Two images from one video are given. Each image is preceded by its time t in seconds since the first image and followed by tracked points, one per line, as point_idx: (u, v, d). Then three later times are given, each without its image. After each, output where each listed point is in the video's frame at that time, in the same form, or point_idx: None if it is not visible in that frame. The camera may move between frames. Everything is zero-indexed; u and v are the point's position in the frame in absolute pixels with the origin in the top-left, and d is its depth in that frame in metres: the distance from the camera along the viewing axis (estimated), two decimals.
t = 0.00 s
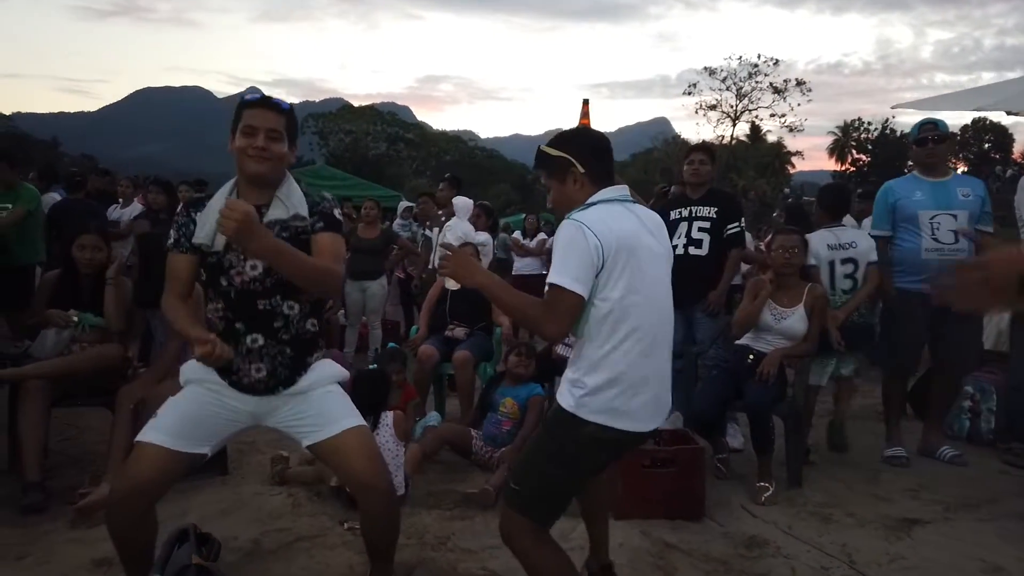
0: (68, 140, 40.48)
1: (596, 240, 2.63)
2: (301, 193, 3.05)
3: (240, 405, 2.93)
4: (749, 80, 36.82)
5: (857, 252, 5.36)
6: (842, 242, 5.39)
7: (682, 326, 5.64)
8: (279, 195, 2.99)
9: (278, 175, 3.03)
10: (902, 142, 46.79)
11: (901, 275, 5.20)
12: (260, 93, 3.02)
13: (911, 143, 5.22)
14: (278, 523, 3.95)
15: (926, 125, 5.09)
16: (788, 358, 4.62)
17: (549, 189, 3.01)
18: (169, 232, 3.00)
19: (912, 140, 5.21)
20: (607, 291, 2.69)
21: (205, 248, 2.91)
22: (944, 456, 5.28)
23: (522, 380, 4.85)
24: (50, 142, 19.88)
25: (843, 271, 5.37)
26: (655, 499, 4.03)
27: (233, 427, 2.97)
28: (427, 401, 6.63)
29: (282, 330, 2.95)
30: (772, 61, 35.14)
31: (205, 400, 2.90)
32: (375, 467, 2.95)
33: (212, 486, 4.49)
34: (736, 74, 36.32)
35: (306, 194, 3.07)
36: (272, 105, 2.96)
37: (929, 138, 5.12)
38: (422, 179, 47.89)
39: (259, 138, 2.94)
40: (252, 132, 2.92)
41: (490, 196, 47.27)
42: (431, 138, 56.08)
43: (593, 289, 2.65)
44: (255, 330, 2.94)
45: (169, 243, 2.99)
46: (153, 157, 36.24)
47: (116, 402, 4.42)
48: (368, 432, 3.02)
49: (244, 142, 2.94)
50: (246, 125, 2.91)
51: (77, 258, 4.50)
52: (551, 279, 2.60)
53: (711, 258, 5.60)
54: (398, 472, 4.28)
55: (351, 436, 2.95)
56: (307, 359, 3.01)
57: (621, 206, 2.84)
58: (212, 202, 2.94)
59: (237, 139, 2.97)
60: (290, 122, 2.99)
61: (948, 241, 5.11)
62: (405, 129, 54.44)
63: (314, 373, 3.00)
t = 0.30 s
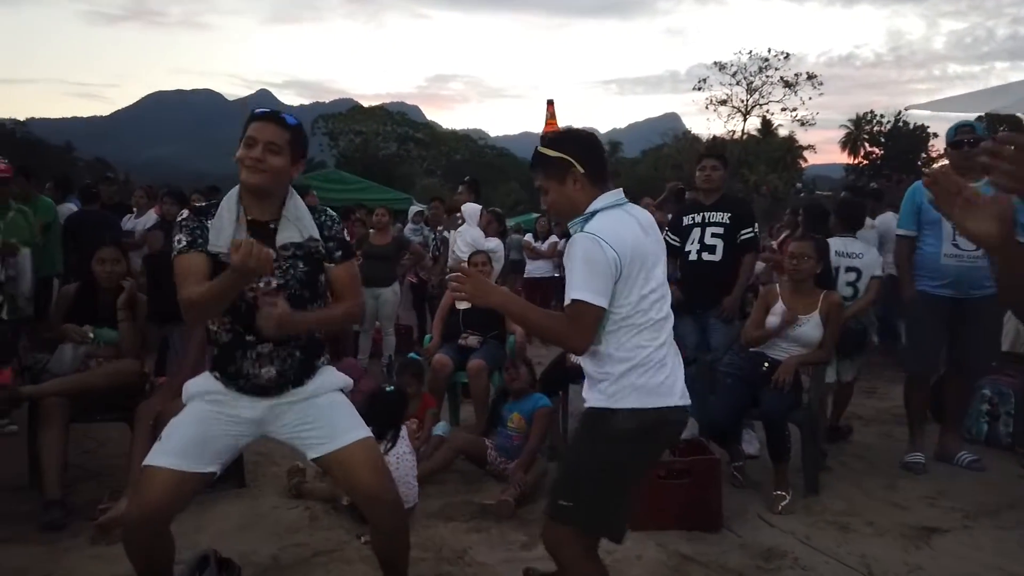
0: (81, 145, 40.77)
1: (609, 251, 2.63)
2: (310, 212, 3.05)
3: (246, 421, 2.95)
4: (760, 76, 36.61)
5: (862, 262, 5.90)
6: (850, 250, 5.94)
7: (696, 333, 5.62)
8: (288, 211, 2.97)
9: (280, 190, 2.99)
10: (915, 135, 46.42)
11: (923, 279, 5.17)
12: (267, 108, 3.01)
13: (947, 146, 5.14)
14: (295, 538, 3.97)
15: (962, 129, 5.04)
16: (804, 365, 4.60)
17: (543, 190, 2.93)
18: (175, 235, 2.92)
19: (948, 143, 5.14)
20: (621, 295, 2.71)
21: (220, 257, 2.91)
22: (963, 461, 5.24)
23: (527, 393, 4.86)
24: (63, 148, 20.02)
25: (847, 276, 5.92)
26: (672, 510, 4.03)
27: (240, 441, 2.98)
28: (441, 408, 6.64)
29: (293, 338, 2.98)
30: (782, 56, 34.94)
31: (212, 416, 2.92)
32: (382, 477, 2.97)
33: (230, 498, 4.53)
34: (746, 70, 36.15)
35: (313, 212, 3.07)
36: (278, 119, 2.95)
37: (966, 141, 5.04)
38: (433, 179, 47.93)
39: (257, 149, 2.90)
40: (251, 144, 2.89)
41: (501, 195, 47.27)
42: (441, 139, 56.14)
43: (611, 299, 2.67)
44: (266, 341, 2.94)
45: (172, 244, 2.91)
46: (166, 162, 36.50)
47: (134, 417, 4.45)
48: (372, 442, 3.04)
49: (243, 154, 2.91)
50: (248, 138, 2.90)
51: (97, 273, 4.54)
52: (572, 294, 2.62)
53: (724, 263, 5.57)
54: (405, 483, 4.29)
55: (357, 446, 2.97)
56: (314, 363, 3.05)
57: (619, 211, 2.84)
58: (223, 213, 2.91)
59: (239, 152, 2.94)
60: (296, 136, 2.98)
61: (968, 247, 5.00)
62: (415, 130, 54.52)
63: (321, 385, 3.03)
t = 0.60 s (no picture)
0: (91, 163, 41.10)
1: (644, 277, 2.69)
2: (316, 252, 3.03)
3: (256, 448, 2.97)
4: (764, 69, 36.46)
5: (877, 259, 5.90)
6: (867, 246, 5.91)
7: (709, 339, 5.61)
8: (293, 252, 2.96)
9: (286, 228, 3.00)
10: (923, 123, 46.09)
11: (932, 279, 5.14)
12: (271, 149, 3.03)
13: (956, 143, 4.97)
14: (315, 560, 3.99)
15: (972, 128, 4.83)
16: (818, 371, 4.58)
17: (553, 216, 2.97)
18: (182, 276, 2.98)
19: (958, 140, 4.99)
20: (648, 321, 2.76)
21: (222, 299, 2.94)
22: (980, 461, 5.20)
23: (530, 410, 4.84)
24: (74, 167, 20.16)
25: (859, 272, 5.92)
26: (690, 522, 4.01)
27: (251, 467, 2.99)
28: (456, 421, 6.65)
29: (299, 375, 3.00)
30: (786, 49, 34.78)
31: (224, 442, 2.95)
32: (392, 498, 2.97)
33: (249, 521, 4.55)
34: (750, 64, 36.00)
35: (319, 252, 3.05)
36: (279, 159, 2.96)
37: (976, 140, 4.86)
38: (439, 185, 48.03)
39: (260, 189, 2.92)
40: (253, 184, 2.91)
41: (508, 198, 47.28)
42: (447, 144, 56.24)
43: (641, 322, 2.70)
44: (273, 378, 2.97)
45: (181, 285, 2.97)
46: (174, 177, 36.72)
47: (153, 443, 4.49)
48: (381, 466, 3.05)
49: (246, 194, 2.93)
50: (250, 178, 2.92)
51: (111, 301, 4.60)
52: (606, 314, 2.63)
53: (734, 269, 5.56)
54: (417, 500, 4.29)
55: (367, 471, 2.97)
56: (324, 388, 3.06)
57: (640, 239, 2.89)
58: (227, 255, 2.92)
59: (243, 193, 2.95)
60: (297, 176, 2.98)
61: (976, 247, 4.99)
62: (420, 135, 54.66)
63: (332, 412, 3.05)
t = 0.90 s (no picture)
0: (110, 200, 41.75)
1: (685, 291, 2.76)
2: (354, 288, 3.02)
3: (307, 492, 2.99)
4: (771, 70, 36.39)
5: (902, 264, 5.87)
6: (891, 253, 5.90)
7: (736, 353, 5.60)
8: (333, 292, 2.97)
9: (324, 268, 3.04)
10: (935, 115, 45.74)
11: (949, 282, 5.09)
12: (302, 191, 3.11)
13: (961, 146, 5.05)
14: None
15: (977, 130, 4.95)
16: (849, 383, 4.55)
17: (588, 221, 2.96)
18: (228, 328, 3.05)
19: (962, 143, 5.06)
20: (688, 332, 2.82)
21: (264, 346, 2.98)
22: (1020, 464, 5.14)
23: (562, 442, 4.81)
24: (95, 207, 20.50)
25: (887, 280, 5.90)
26: (730, 542, 3.99)
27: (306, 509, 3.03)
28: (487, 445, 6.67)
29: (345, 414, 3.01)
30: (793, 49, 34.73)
31: (274, 486, 2.98)
32: (441, 539, 2.97)
33: (289, 558, 4.59)
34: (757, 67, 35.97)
35: (358, 287, 3.04)
36: (310, 201, 3.05)
37: (981, 142, 4.96)
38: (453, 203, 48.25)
39: (294, 232, 3.00)
40: (287, 228, 2.99)
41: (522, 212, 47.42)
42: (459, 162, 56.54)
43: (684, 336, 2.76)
44: (320, 419, 3.00)
45: (228, 339, 3.05)
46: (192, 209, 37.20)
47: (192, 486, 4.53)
48: (431, 504, 3.05)
49: (282, 238, 3.00)
50: (284, 223, 3.01)
51: (146, 346, 4.62)
52: (656, 329, 2.67)
53: (758, 281, 5.54)
54: (459, 528, 4.29)
55: (417, 514, 2.97)
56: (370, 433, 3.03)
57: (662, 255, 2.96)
58: (267, 301, 2.97)
59: (279, 238, 3.02)
60: (330, 215, 3.04)
61: (995, 247, 4.98)
62: (432, 155, 55.01)
63: (380, 453, 3.03)
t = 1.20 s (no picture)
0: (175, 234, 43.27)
1: (747, 308, 2.75)
2: (431, 306, 3.06)
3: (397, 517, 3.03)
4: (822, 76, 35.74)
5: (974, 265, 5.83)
6: (960, 256, 5.86)
7: (805, 371, 5.49)
8: (411, 310, 3.02)
9: (403, 291, 3.07)
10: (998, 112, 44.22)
11: (1020, 294, 4.94)
12: (376, 217, 3.14)
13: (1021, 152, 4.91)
14: None
15: None
16: (926, 399, 4.42)
17: (642, 233, 2.94)
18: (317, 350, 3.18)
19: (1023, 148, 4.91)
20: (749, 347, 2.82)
21: (347, 367, 3.05)
22: None
23: (631, 469, 4.78)
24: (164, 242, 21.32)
25: (962, 283, 5.86)
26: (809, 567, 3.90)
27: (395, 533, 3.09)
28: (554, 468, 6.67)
29: (425, 439, 2.99)
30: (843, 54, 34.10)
31: (365, 512, 3.03)
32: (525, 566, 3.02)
33: None
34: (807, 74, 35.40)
35: (435, 304, 3.09)
36: (385, 227, 3.06)
37: None
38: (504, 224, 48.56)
39: (372, 259, 3.03)
40: (365, 255, 3.03)
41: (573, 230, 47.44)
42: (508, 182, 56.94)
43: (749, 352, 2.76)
44: (402, 442, 2.98)
45: (317, 362, 3.19)
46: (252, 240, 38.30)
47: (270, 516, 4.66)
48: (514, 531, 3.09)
49: (361, 265, 3.05)
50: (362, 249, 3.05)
51: (222, 381, 4.79)
52: (728, 347, 2.64)
53: (824, 297, 5.43)
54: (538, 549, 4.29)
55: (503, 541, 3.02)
56: (450, 460, 3.04)
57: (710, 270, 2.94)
58: (348, 325, 3.06)
59: (359, 264, 3.08)
60: (407, 239, 3.07)
61: None
62: (481, 177, 55.53)
63: (466, 482, 3.05)
